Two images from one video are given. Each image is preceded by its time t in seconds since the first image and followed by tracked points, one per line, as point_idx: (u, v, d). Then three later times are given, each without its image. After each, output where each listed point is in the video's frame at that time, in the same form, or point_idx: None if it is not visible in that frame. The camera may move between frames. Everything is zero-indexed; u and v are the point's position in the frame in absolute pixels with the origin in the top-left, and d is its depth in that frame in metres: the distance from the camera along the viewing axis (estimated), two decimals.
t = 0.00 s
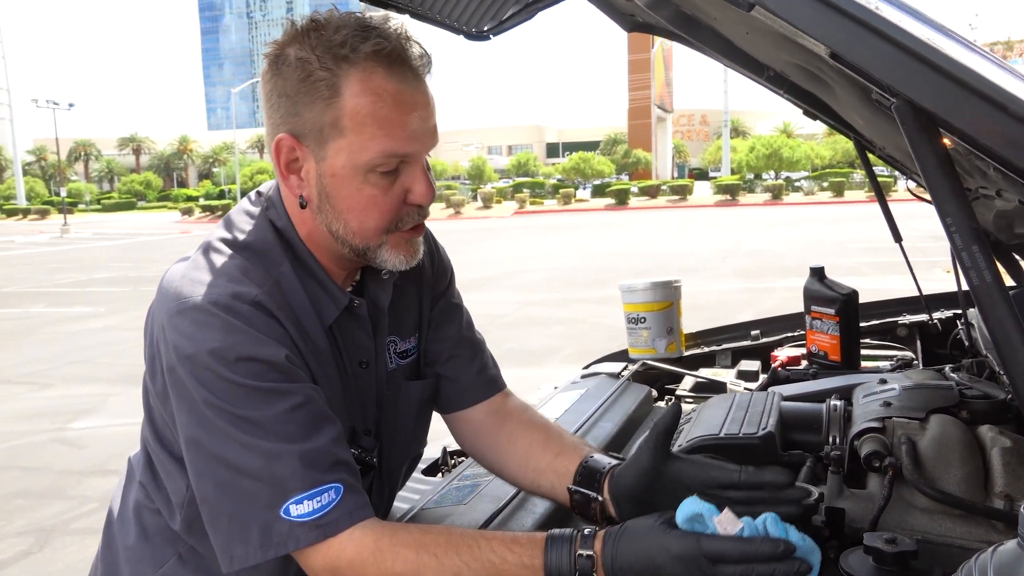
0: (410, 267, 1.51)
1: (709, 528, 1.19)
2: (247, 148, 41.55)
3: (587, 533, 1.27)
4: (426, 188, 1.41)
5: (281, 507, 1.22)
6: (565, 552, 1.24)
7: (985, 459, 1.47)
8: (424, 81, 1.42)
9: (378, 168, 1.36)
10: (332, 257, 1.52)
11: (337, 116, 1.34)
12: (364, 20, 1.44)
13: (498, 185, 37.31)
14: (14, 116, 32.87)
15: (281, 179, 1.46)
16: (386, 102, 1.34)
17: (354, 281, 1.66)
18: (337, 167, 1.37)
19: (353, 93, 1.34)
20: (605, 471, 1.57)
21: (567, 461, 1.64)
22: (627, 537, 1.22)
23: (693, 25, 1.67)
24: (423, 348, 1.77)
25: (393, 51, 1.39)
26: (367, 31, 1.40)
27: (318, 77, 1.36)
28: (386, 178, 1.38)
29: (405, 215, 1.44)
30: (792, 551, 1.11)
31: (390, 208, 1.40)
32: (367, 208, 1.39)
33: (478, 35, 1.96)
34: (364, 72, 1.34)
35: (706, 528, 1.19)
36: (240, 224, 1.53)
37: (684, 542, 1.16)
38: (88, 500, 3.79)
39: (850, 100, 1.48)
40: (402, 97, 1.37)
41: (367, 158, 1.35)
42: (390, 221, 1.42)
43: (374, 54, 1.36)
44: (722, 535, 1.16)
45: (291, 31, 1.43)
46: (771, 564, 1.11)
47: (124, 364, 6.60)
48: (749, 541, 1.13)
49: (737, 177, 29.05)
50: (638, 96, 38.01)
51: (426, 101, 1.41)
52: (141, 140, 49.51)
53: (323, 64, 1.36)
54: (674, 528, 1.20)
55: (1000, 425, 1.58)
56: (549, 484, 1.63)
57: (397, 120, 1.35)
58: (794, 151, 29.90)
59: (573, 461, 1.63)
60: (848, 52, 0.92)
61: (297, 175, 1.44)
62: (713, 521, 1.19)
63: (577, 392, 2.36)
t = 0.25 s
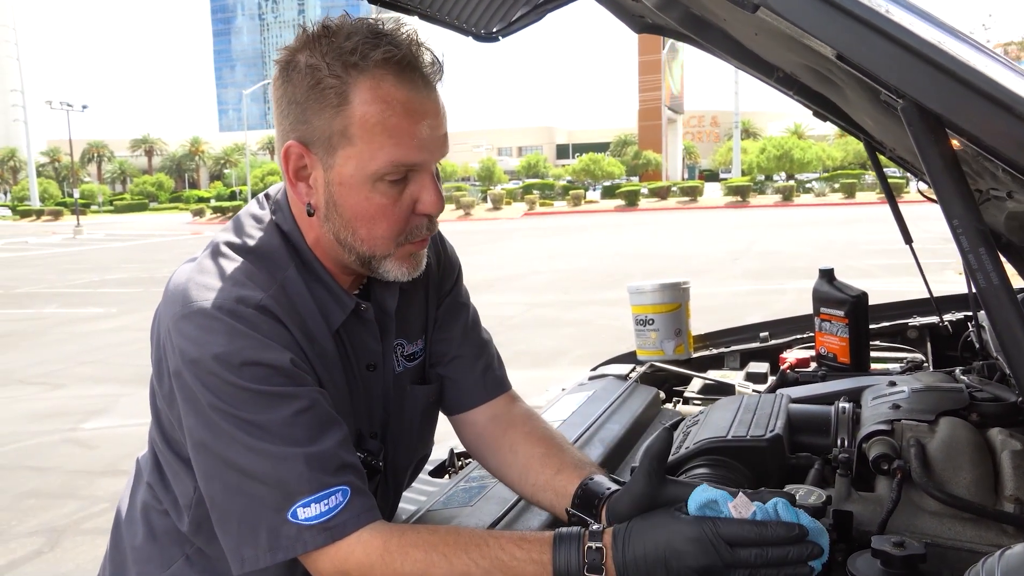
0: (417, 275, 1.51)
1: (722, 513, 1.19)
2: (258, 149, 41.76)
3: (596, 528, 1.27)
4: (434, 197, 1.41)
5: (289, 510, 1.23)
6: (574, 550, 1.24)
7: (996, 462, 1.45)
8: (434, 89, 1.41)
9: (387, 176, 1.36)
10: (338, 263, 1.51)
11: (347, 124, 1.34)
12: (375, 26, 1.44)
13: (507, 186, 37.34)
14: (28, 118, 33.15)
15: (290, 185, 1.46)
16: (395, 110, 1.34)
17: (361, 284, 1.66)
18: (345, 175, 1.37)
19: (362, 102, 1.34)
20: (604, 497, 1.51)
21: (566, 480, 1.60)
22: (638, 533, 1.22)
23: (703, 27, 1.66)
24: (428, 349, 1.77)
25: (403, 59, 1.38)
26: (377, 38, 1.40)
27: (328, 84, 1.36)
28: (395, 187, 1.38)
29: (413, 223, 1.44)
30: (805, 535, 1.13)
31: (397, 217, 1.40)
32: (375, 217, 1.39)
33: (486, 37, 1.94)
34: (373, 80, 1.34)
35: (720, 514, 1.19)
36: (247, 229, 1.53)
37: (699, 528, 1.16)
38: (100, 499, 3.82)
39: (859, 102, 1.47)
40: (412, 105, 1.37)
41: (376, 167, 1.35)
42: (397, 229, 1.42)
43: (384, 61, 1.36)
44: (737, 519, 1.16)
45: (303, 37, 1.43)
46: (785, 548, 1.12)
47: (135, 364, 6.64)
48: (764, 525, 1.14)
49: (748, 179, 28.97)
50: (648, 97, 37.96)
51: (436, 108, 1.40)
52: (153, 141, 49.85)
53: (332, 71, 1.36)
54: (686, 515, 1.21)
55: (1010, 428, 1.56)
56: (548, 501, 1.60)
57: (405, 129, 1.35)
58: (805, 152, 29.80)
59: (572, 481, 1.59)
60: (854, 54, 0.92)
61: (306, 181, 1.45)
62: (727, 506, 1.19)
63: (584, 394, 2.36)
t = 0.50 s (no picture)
0: (416, 277, 1.52)
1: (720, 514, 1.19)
2: (260, 151, 41.83)
3: (594, 532, 1.27)
4: (430, 200, 1.42)
5: (287, 512, 1.23)
6: (573, 553, 1.24)
7: (996, 464, 1.45)
8: (428, 91, 1.41)
9: (382, 179, 1.37)
10: (336, 265, 1.52)
11: (341, 127, 1.35)
12: (368, 28, 1.44)
13: (510, 188, 37.35)
14: (31, 122, 33.21)
15: (286, 189, 1.47)
16: (389, 113, 1.35)
17: (359, 287, 1.66)
18: (341, 178, 1.38)
19: (357, 104, 1.34)
20: (603, 500, 1.51)
21: (566, 482, 1.60)
22: (636, 538, 1.22)
23: (703, 29, 1.66)
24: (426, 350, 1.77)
25: (397, 61, 1.38)
26: (371, 41, 1.40)
27: (322, 88, 1.36)
28: (390, 190, 1.39)
29: (409, 225, 1.44)
30: (804, 534, 1.13)
31: (394, 219, 1.41)
32: (371, 219, 1.40)
33: (487, 39, 1.96)
34: (367, 82, 1.34)
35: (718, 514, 1.19)
36: (245, 231, 1.53)
37: (698, 530, 1.16)
38: (102, 501, 3.82)
39: (860, 103, 1.47)
40: (406, 108, 1.37)
41: (371, 171, 1.36)
42: (394, 231, 1.43)
43: (378, 64, 1.36)
44: (736, 521, 1.16)
45: (297, 41, 1.43)
46: (785, 548, 1.12)
47: (137, 367, 6.64)
48: (762, 526, 1.14)
49: (750, 181, 28.97)
50: (650, 99, 37.99)
51: (431, 110, 1.40)
52: (156, 144, 50.03)
53: (326, 74, 1.36)
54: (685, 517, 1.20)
55: (1011, 430, 1.56)
56: (547, 504, 1.60)
57: (401, 132, 1.35)
58: (807, 154, 29.80)
59: (570, 484, 1.59)
60: (853, 56, 0.92)
61: (303, 184, 1.46)
62: (725, 508, 1.18)
63: (584, 396, 2.36)
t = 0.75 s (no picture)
0: (403, 278, 1.48)
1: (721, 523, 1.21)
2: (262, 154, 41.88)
3: (596, 537, 1.27)
4: (410, 195, 1.39)
5: (289, 511, 1.23)
6: (574, 558, 1.24)
7: (999, 466, 1.45)
8: (415, 87, 1.40)
9: (361, 170, 1.36)
10: (338, 266, 1.50)
11: (323, 117, 1.35)
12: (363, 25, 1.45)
13: (511, 191, 37.37)
14: (34, 125, 33.29)
15: (279, 182, 1.47)
16: (370, 104, 1.34)
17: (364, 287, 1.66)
18: (322, 168, 1.37)
19: (339, 95, 1.34)
20: (610, 492, 1.53)
21: (573, 476, 1.61)
22: (637, 541, 1.22)
23: (705, 31, 1.66)
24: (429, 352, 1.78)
25: (383, 57, 1.39)
26: (361, 37, 1.41)
27: (308, 78, 1.37)
28: (370, 182, 1.37)
29: (391, 222, 1.41)
30: (802, 543, 1.14)
31: (375, 213, 1.39)
32: (350, 211, 1.38)
33: (489, 42, 1.97)
34: (349, 75, 1.34)
35: (717, 523, 1.21)
36: (250, 229, 1.54)
37: (698, 537, 1.16)
38: (104, 504, 3.83)
39: (861, 105, 1.47)
40: (389, 101, 1.36)
41: (349, 161, 1.35)
42: (376, 226, 1.41)
43: (363, 58, 1.37)
44: (736, 530, 1.17)
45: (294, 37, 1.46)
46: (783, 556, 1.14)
47: (139, 369, 6.64)
48: (762, 535, 1.15)
49: (751, 183, 28.98)
50: (652, 101, 38.01)
51: (415, 106, 1.39)
52: (159, 146, 50.16)
53: (313, 65, 1.37)
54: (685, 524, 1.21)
55: (1013, 432, 1.56)
56: (554, 500, 1.61)
57: (380, 123, 1.35)
58: (809, 156, 29.81)
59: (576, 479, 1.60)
60: (853, 58, 0.92)
61: (293, 178, 1.45)
62: (725, 516, 1.21)
63: (586, 398, 2.36)
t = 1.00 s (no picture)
0: (365, 285, 1.47)
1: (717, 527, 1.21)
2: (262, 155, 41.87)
3: (594, 538, 1.26)
4: (359, 199, 1.38)
5: (288, 515, 1.23)
6: (572, 560, 1.23)
7: (998, 467, 1.45)
8: (375, 88, 1.37)
9: (309, 172, 1.37)
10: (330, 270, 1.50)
11: (280, 118, 1.37)
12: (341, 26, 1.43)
13: (511, 191, 37.37)
14: (35, 125, 33.32)
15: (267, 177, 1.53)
16: (318, 106, 1.34)
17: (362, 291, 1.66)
18: (280, 168, 1.41)
19: (293, 95, 1.35)
20: (629, 467, 1.60)
21: (585, 456, 1.67)
22: (634, 544, 1.22)
23: (705, 31, 1.65)
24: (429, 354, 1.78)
25: (343, 57, 1.36)
26: (332, 35, 1.39)
27: (273, 78, 1.39)
28: (320, 184, 1.38)
29: (345, 225, 1.42)
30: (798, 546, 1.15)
31: (325, 216, 1.40)
32: (303, 212, 1.40)
33: (489, 42, 1.97)
34: (304, 77, 1.34)
35: (715, 525, 1.21)
36: (251, 227, 1.54)
37: (693, 541, 1.17)
38: (103, 505, 3.82)
39: (861, 107, 1.47)
40: (340, 103, 1.34)
41: (297, 162, 1.37)
42: (329, 229, 1.42)
43: (322, 58, 1.35)
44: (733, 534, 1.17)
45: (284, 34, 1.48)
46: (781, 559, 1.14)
47: (138, 370, 6.63)
48: (758, 539, 1.16)
49: (751, 183, 28.98)
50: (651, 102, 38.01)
51: (371, 108, 1.37)
52: (159, 147, 50.18)
53: (277, 65, 1.39)
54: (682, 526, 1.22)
55: (1013, 433, 1.56)
56: (565, 476, 1.64)
57: (327, 125, 1.34)
58: (808, 157, 29.82)
59: (590, 458, 1.66)
60: (853, 57, 0.91)
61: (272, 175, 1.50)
62: (721, 519, 1.21)
63: (586, 399, 2.36)
